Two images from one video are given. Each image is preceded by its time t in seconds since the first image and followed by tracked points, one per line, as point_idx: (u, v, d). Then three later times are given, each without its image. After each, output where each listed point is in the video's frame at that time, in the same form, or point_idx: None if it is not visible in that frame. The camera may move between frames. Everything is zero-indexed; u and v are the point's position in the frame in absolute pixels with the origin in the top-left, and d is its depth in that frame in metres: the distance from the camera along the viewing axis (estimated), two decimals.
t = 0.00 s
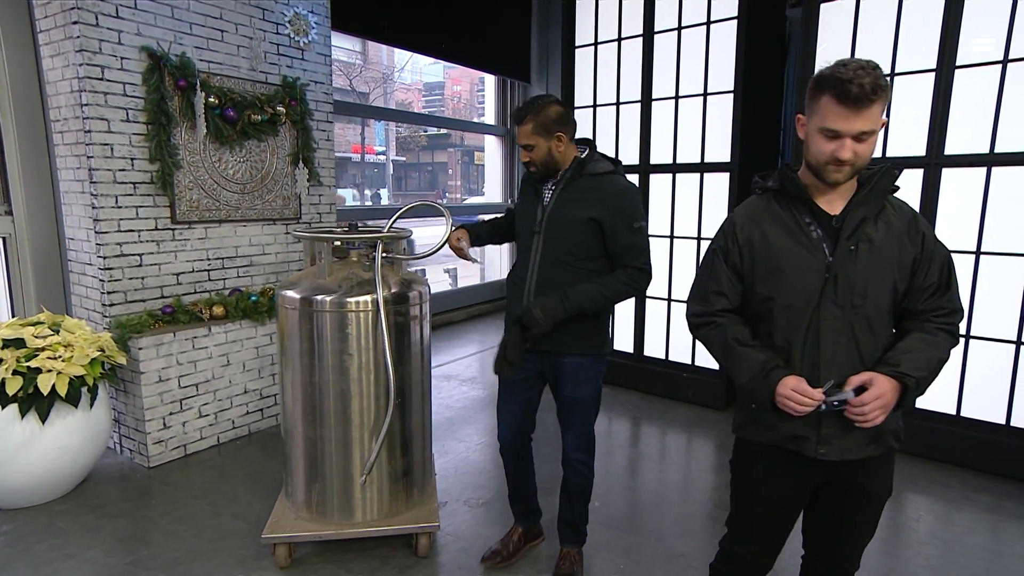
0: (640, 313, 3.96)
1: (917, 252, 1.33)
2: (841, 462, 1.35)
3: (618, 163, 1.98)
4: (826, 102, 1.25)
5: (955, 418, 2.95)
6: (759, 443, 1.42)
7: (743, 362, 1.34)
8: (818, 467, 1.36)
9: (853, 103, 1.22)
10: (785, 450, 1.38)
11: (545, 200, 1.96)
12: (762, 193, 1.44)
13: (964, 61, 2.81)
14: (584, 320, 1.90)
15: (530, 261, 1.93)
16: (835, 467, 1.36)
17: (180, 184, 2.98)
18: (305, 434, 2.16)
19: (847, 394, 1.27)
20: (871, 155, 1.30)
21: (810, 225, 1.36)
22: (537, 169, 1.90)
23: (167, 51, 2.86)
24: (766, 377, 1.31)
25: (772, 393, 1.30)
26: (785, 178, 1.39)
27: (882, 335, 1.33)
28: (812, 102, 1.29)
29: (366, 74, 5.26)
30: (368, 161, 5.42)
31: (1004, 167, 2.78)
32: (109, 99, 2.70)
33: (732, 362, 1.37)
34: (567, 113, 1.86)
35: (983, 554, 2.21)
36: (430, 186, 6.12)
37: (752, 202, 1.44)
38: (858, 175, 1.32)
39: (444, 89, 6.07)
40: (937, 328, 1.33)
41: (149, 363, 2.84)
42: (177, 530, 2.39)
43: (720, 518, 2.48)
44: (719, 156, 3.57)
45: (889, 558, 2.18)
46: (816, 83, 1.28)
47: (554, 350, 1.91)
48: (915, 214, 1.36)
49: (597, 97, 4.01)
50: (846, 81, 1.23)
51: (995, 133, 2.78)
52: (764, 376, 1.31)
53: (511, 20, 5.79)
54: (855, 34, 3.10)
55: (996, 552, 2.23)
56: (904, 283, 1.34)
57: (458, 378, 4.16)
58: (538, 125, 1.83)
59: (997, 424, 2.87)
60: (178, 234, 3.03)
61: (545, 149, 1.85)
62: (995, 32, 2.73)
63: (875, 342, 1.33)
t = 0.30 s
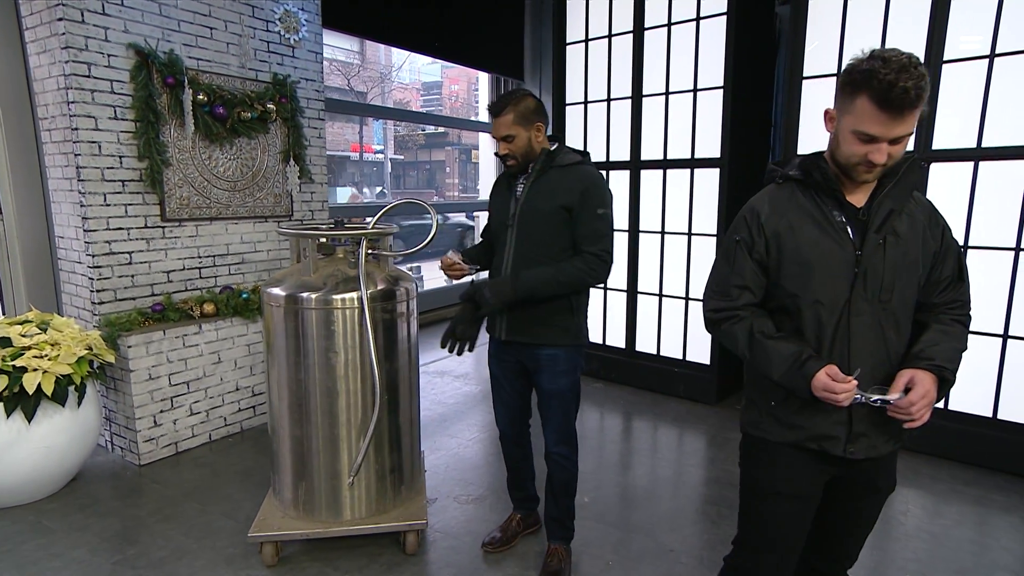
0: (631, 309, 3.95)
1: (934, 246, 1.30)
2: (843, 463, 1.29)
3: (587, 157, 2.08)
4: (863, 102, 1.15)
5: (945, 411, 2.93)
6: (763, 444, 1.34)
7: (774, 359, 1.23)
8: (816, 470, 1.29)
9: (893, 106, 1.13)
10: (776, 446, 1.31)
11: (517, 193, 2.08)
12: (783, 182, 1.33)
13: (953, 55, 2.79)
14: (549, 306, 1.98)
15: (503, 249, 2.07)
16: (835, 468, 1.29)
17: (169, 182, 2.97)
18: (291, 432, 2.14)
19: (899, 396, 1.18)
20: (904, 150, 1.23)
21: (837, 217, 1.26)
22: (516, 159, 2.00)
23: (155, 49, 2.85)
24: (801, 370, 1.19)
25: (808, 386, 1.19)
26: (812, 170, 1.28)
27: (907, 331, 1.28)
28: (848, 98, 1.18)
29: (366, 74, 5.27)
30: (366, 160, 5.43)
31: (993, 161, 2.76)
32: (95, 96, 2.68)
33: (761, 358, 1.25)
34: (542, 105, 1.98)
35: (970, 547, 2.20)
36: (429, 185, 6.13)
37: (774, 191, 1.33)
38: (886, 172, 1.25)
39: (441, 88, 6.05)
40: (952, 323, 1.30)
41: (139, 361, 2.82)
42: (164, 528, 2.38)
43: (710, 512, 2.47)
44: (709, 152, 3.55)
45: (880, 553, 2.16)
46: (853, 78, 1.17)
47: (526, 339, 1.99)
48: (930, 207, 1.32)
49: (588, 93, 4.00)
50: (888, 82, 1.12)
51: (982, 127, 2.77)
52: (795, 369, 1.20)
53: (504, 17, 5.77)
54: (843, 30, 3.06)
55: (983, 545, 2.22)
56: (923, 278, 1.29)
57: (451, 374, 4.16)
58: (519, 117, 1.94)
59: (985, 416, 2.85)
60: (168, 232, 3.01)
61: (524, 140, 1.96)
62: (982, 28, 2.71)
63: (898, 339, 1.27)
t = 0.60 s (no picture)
0: (626, 307, 3.94)
1: (939, 247, 1.19)
2: (846, 472, 1.20)
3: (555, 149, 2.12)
4: (868, 85, 1.03)
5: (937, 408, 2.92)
6: (762, 451, 1.23)
7: (787, 370, 1.06)
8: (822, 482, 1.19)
9: (900, 91, 1.00)
10: (776, 455, 1.20)
11: (493, 190, 2.11)
12: (790, 175, 1.18)
13: (947, 53, 2.77)
14: (536, 299, 1.99)
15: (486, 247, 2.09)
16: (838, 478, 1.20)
17: (163, 180, 2.96)
18: (282, 431, 2.13)
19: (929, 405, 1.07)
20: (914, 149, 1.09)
21: (846, 215, 1.11)
22: (493, 157, 2.03)
23: (149, 46, 2.84)
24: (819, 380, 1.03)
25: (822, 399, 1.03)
26: (820, 164, 1.13)
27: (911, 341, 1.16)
28: (856, 82, 1.06)
29: (365, 74, 5.25)
30: (367, 159, 5.42)
31: (986, 160, 2.74)
32: (88, 94, 2.67)
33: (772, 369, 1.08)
34: (517, 103, 2.02)
35: (960, 545, 2.18)
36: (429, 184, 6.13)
37: (780, 184, 1.17)
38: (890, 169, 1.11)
39: (441, 88, 6.04)
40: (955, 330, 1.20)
41: (132, 358, 2.80)
42: (154, 526, 2.37)
43: (702, 510, 2.45)
44: (703, 150, 3.54)
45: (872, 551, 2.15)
46: (863, 60, 1.05)
47: (516, 333, 2.00)
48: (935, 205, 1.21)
49: (583, 92, 3.99)
50: (898, 65, 1.00)
51: (974, 125, 2.75)
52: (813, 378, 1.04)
53: (501, 15, 5.75)
54: (836, 29, 3.04)
55: (973, 543, 2.20)
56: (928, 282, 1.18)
57: (447, 372, 4.15)
58: (499, 114, 1.96)
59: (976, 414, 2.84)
60: (163, 230, 3.01)
61: (501, 137, 2.00)
62: (975, 28, 2.69)
63: (902, 347, 1.16)
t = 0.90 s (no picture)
0: (620, 305, 3.94)
1: (926, 244, 1.17)
2: (847, 490, 1.14)
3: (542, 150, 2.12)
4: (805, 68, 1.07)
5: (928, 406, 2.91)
6: (755, 468, 1.18)
7: (774, 373, 1.05)
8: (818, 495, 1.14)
9: (830, 63, 1.02)
10: (770, 472, 1.16)
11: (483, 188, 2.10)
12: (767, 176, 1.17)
13: (938, 53, 2.76)
14: (532, 295, 2.01)
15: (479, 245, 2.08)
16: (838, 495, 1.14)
17: (158, 179, 2.96)
18: (275, 431, 2.13)
19: (949, 412, 1.03)
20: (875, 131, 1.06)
21: (827, 213, 1.10)
22: (479, 147, 2.00)
23: (144, 46, 2.84)
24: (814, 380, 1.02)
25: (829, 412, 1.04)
26: (791, 162, 1.12)
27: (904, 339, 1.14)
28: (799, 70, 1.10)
29: (364, 75, 5.24)
30: (366, 159, 5.42)
31: (976, 159, 2.74)
32: (82, 93, 2.67)
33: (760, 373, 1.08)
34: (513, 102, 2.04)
35: (951, 542, 2.17)
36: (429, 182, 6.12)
37: (755, 186, 1.16)
38: (856, 154, 1.08)
39: (440, 90, 6.04)
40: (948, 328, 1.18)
41: (127, 357, 2.80)
42: (146, 526, 2.36)
43: (694, 508, 2.44)
44: (696, 149, 3.53)
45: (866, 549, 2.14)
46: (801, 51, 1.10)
47: (513, 330, 1.99)
48: (920, 202, 1.20)
49: (578, 92, 3.98)
50: (824, 41, 1.03)
51: (965, 124, 2.74)
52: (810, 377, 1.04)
53: (497, 15, 5.75)
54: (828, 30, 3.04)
55: (964, 540, 2.19)
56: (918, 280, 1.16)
57: (443, 369, 4.15)
58: (493, 107, 1.97)
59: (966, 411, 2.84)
60: (159, 229, 3.01)
61: (493, 130, 1.98)
62: (966, 28, 2.68)
63: (894, 348, 1.13)
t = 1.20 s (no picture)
0: (618, 306, 3.94)
1: (905, 244, 1.17)
2: (834, 502, 1.13)
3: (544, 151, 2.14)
4: (775, 66, 1.05)
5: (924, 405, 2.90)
6: (742, 478, 1.17)
7: (744, 378, 1.05)
8: (806, 504, 1.13)
9: (808, 60, 1.02)
10: (756, 481, 1.15)
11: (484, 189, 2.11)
12: (735, 182, 1.18)
13: (931, 54, 2.75)
14: (533, 295, 2.01)
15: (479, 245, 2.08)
16: (824, 508, 1.13)
17: (160, 181, 2.98)
18: (273, 432, 2.14)
19: (920, 404, 1.03)
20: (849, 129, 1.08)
21: (798, 217, 1.10)
22: (484, 144, 1.99)
23: (145, 50, 2.86)
24: (785, 381, 1.01)
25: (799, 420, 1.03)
26: (760, 166, 1.14)
27: (885, 343, 1.13)
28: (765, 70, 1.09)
29: (367, 78, 5.26)
30: (370, 160, 5.43)
31: (971, 159, 2.72)
32: (85, 97, 2.69)
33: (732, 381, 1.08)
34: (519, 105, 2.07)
35: (945, 541, 2.16)
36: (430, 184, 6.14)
37: (724, 193, 1.17)
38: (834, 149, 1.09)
39: (444, 93, 6.06)
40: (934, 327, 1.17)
41: (129, 358, 2.81)
42: (147, 525, 2.38)
43: (690, 508, 2.44)
44: (694, 151, 3.53)
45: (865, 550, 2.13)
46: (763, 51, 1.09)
47: (513, 331, 2.00)
48: (897, 202, 1.19)
49: (576, 94, 3.99)
50: (796, 38, 1.03)
51: (959, 124, 2.73)
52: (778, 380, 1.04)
53: (497, 18, 5.77)
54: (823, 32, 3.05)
55: (963, 541, 2.18)
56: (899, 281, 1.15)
57: (444, 369, 4.16)
58: (500, 107, 1.98)
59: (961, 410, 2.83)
60: (161, 231, 3.03)
61: (500, 129, 1.98)
62: (960, 30, 2.67)
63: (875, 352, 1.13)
